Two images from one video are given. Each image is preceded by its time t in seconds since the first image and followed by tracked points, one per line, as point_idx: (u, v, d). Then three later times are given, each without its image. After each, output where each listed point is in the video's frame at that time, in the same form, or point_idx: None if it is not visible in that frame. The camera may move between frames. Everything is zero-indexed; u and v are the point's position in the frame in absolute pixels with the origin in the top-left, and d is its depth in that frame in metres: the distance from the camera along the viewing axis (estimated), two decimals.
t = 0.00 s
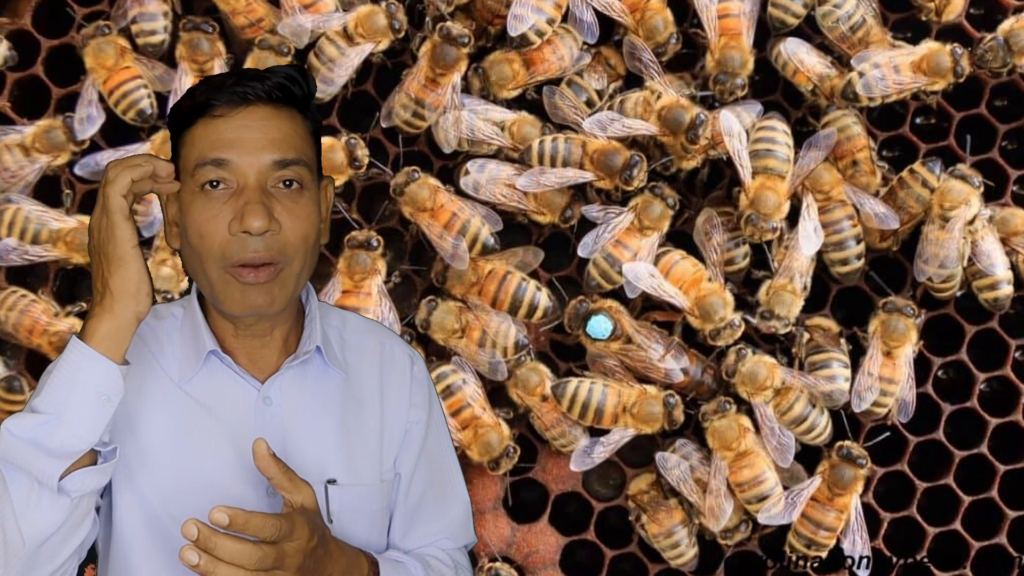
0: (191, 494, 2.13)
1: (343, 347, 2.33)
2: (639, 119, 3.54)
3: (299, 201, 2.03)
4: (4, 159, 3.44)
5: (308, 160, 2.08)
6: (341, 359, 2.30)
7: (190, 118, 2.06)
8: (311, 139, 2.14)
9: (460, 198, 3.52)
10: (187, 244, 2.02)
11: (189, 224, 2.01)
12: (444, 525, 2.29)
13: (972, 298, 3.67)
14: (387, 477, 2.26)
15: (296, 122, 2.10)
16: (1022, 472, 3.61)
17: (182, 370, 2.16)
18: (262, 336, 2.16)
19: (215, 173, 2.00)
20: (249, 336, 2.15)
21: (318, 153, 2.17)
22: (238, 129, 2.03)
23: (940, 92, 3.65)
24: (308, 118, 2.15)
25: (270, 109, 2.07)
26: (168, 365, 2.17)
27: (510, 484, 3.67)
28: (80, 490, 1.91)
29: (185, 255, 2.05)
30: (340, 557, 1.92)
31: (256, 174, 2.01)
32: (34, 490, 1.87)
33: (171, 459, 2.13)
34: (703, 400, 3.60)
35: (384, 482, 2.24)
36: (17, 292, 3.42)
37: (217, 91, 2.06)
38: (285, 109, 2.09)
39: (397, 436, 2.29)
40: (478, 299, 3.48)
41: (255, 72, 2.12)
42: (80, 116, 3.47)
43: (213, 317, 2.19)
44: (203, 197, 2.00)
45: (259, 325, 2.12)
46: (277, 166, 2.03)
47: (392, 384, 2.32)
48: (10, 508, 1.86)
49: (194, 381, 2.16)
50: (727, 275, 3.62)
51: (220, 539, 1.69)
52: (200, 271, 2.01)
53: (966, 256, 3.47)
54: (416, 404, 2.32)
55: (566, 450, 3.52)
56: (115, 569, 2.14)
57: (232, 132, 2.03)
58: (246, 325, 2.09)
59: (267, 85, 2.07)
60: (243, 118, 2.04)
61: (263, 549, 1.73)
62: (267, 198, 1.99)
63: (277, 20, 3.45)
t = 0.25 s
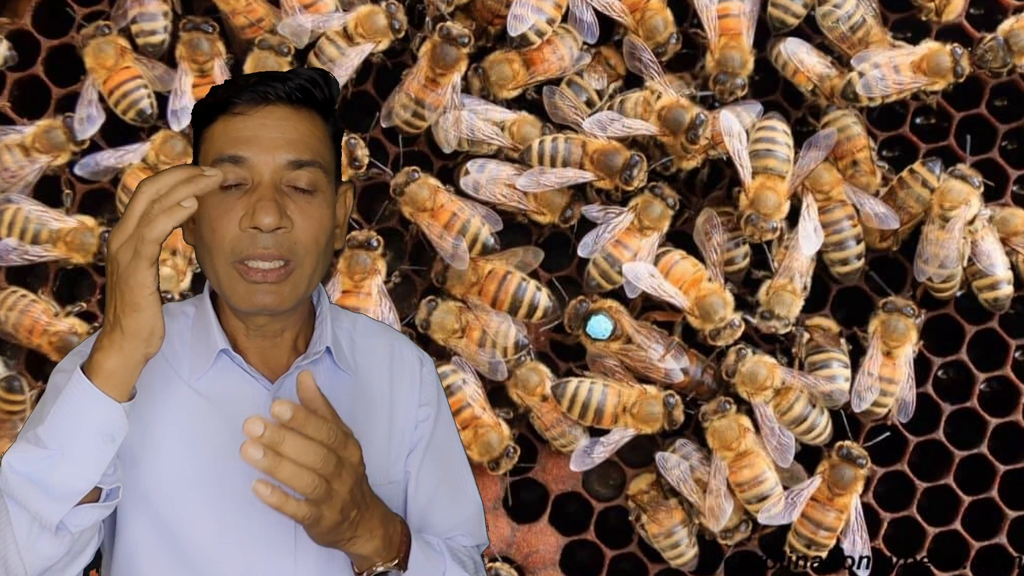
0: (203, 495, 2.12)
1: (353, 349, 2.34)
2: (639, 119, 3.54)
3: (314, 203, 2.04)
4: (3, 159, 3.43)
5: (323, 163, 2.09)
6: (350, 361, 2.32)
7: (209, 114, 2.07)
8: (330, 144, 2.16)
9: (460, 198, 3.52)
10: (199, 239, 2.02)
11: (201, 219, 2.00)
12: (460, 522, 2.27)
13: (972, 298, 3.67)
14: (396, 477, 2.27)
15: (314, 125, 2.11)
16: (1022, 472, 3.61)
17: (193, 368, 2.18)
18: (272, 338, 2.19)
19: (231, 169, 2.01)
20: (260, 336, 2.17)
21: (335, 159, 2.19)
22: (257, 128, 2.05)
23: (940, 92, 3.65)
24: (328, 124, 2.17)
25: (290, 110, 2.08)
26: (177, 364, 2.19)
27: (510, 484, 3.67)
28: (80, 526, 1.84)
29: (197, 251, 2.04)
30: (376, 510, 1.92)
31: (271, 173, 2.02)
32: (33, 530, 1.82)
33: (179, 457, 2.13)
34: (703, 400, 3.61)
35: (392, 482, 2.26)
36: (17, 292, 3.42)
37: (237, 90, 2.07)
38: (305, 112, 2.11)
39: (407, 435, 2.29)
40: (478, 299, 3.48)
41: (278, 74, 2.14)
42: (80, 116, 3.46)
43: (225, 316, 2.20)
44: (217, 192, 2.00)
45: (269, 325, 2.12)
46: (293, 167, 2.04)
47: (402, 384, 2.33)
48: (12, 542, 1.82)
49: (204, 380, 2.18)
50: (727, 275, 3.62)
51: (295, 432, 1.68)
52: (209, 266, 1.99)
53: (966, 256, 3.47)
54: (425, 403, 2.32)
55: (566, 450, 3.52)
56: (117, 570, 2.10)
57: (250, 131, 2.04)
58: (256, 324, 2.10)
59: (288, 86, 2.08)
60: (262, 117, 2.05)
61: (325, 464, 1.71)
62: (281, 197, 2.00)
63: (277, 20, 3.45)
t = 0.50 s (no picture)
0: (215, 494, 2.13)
1: (360, 348, 2.36)
2: (639, 119, 3.54)
3: (322, 202, 2.04)
4: (3, 159, 3.43)
5: (332, 164, 2.10)
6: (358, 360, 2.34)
7: (220, 113, 2.08)
8: (339, 145, 2.16)
9: (460, 198, 3.52)
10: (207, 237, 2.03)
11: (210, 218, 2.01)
12: (463, 520, 2.26)
13: (972, 298, 3.67)
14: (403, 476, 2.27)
15: (324, 125, 2.11)
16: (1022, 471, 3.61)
17: (200, 367, 2.18)
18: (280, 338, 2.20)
19: (240, 168, 2.02)
20: (267, 335, 2.19)
21: (345, 159, 2.19)
22: (266, 127, 2.05)
23: (940, 92, 3.65)
24: (338, 124, 2.17)
25: (300, 110, 2.09)
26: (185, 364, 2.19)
27: (510, 484, 3.67)
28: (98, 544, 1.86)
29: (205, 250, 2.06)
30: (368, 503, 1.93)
31: (280, 172, 2.02)
32: (52, 550, 1.82)
33: (185, 454, 2.14)
34: (703, 400, 3.61)
35: (399, 481, 2.26)
36: (17, 292, 3.42)
37: (249, 90, 2.08)
38: (316, 111, 2.11)
39: (413, 434, 2.30)
40: (478, 299, 3.48)
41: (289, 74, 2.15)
42: (80, 116, 3.46)
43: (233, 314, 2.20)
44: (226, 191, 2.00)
45: (275, 325, 2.13)
46: (302, 166, 2.04)
47: (408, 383, 2.33)
48: (31, 562, 1.82)
49: (212, 377, 2.18)
50: (727, 275, 3.62)
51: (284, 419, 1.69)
52: (217, 265, 2.00)
53: (966, 256, 3.47)
54: (431, 400, 2.33)
55: (566, 450, 3.52)
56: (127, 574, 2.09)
57: (260, 130, 2.04)
58: (264, 323, 2.11)
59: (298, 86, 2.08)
60: (273, 117, 2.06)
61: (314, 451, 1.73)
62: (289, 196, 2.00)
63: (277, 20, 3.45)
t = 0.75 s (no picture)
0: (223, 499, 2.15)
1: (364, 350, 2.32)
2: (639, 119, 3.54)
3: (326, 206, 2.03)
4: (4, 159, 3.43)
5: (338, 167, 2.08)
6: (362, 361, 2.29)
7: (226, 114, 2.06)
8: (345, 147, 2.14)
9: (459, 198, 3.52)
10: (211, 239, 2.02)
11: (213, 220, 2.00)
12: (461, 526, 2.23)
13: (972, 298, 3.67)
14: (405, 480, 2.24)
15: (330, 128, 2.10)
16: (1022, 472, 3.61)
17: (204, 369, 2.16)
18: (283, 338, 2.16)
19: (245, 170, 2.00)
20: (270, 336, 2.15)
21: (351, 161, 2.17)
22: (272, 129, 2.03)
23: (940, 92, 3.65)
24: (344, 126, 2.15)
25: (306, 112, 2.07)
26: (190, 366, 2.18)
27: (510, 484, 3.67)
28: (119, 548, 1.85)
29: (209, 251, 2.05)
30: (336, 545, 1.86)
31: (285, 175, 2.01)
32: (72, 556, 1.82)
33: (191, 458, 2.15)
34: (703, 400, 3.60)
35: (402, 486, 2.22)
36: (17, 292, 3.42)
37: (256, 91, 2.06)
38: (321, 114, 2.09)
39: (416, 437, 2.29)
40: (478, 299, 3.48)
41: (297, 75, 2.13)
42: (80, 116, 3.46)
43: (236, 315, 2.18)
44: (230, 193, 1.99)
45: (278, 327, 2.12)
46: (307, 170, 2.03)
47: (412, 386, 2.32)
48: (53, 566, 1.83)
49: (216, 381, 2.16)
50: (727, 275, 3.62)
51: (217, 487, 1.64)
52: (220, 268, 2.00)
53: (966, 256, 3.47)
54: (434, 403, 2.32)
55: (566, 450, 3.52)
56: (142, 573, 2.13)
57: (266, 132, 2.03)
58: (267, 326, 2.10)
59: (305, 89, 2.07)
60: (279, 119, 2.05)
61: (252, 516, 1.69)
62: (293, 200, 1.99)
63: (277, 20, 3.45)
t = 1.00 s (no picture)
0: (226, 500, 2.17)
1: (367, 352, 2.32)
2: (639, 119, 3.54)
3: (332, 201, 2.03)
4: (3, 159, 3.43)
5: (344, 163, 2.08)
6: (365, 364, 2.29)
7: (234, 108, 2.08)
8: (353, 145, 2.14)
9: (460, 198, 3.52)
10: (216, 233, 2.02)
11: (219, 215, 2.01)
12: (465, 527, 2.16)
13: (972, 298, 3.67)
14: (407, 483, 2.20)
15: (338, 123, 2.10)
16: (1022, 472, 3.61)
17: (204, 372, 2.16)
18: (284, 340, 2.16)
19: (251, 163, 2.01)
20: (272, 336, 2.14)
21: (358, 159, 2.17)
22: (279, 123, 2.04)
23: (940, 92, 3.65)
24: (353, 123, 2.15)
25: (314, 107, 2.08)
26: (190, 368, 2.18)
27: (511, 484, 3.67)
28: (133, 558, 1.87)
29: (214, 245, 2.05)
30: (333, 544, 1.82)
31: (290, 169, 2.01)
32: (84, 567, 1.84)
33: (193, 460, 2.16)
34: (703, 400, 3.61)
35: (403, 489, 2.19)
36: (17, 292, 3.42)
37: (265, 85, 2.08)
38: (330, 110, 2.10)
39: (419, 438, 2.25)
40: (478, 299, 3.48)
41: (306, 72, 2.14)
42: (80, 116, 3.46)
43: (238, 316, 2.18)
44: (235, 186, 2.00)
45: (281, 325, 2.10)
46: (313, 164, 2.03)
47: (415, 386, 2.29)
48: None
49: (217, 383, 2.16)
50: (727, 275, 3.62)
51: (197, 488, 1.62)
52: (223, 262, 2.00)
53: (966, 256, 3.47)
54: (438, 404, 2.28)
55: (566, 450, 3.52)
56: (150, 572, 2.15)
57: (273, 125, 2.04)
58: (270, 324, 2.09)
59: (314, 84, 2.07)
60: (287, 112, 2.05)
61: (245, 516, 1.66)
62: (298, 193, 1.99)
63: (277, 20, 3.45)
